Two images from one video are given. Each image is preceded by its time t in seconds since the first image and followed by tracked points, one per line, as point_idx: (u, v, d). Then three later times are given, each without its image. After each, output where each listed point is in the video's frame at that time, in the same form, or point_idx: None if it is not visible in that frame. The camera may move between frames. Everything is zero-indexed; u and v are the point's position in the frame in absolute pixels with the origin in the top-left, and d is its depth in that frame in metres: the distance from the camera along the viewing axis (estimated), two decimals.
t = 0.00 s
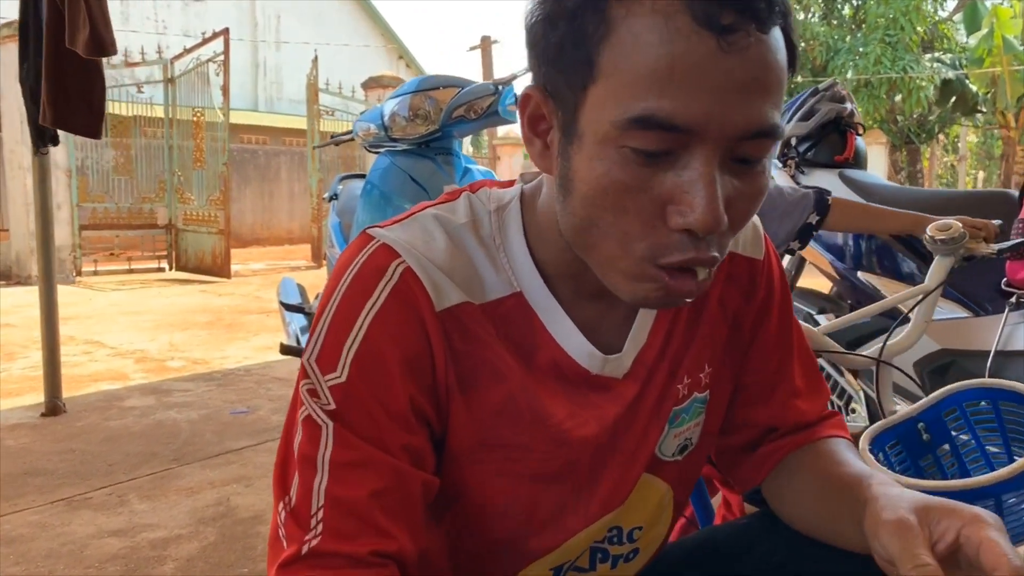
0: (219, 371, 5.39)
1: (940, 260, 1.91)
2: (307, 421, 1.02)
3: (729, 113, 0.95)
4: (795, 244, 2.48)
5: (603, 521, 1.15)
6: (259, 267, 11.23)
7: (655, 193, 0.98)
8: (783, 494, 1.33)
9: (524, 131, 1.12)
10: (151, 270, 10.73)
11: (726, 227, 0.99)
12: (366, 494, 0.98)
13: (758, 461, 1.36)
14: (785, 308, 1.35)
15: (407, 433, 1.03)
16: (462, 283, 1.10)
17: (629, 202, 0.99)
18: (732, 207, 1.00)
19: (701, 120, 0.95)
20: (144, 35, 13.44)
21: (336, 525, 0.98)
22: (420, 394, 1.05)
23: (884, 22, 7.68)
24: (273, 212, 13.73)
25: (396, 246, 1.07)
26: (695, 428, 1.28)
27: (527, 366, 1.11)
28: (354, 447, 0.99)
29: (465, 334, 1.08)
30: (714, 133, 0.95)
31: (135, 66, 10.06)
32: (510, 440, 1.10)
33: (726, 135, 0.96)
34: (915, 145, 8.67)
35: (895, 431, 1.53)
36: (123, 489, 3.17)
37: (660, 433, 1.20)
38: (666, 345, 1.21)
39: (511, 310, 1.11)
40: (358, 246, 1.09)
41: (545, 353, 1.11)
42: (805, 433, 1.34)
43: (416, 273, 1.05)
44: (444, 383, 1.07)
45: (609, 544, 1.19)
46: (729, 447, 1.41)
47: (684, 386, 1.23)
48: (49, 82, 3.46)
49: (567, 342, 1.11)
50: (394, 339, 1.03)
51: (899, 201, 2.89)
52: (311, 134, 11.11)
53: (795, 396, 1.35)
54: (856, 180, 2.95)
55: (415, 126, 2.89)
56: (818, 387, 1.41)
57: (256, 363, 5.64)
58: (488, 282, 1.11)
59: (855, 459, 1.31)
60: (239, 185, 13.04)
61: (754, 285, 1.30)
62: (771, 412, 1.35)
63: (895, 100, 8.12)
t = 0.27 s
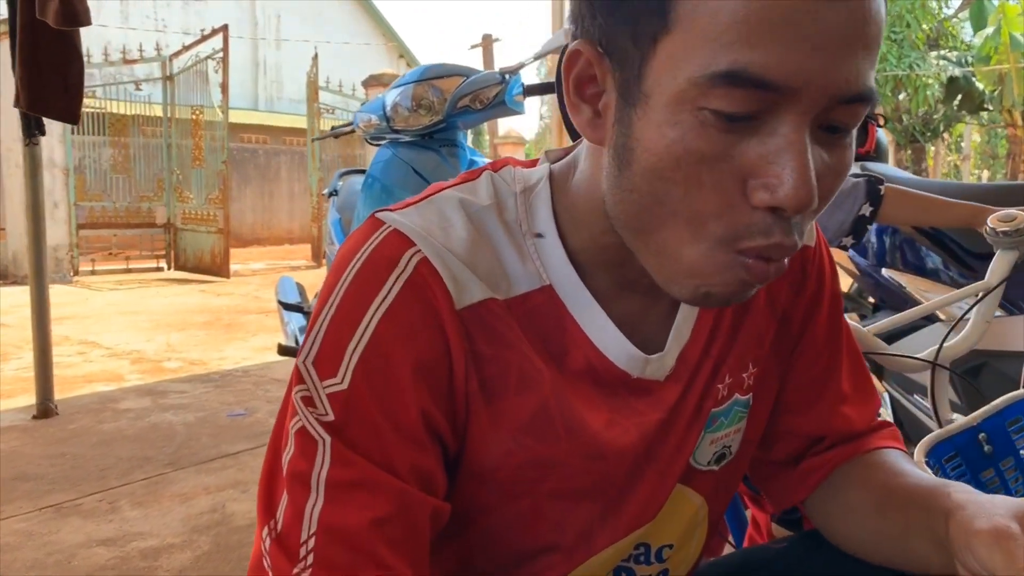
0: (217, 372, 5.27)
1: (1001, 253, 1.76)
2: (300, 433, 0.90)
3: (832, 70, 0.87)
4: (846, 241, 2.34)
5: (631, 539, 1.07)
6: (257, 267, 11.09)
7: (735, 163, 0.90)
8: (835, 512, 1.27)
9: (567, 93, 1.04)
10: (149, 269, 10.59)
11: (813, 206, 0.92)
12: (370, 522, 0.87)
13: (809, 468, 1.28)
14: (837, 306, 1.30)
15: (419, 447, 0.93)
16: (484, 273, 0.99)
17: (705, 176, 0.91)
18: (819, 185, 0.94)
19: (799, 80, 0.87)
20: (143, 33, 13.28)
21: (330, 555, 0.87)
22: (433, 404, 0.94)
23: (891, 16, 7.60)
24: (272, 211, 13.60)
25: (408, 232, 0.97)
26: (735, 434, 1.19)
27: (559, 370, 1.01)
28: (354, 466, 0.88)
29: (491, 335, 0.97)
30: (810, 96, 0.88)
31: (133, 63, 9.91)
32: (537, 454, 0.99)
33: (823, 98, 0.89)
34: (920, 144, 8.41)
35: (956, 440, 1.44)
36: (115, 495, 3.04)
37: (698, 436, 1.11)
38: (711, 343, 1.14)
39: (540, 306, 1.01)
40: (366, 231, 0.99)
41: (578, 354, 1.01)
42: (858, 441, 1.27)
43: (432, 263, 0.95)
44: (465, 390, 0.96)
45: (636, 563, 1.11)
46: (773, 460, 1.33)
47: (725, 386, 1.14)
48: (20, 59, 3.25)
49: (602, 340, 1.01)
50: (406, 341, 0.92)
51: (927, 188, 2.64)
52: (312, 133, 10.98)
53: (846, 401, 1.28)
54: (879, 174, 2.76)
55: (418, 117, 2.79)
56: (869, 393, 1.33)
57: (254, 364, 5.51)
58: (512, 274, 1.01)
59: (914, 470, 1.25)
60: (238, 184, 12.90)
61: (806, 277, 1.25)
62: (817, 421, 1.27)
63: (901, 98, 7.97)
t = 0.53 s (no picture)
0: (217, 374, 5.23)
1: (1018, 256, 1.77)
2: (290, 448, 0.87)
3: (852, 44, 0.83)
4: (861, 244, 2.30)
5: (640, 557, 1.05)
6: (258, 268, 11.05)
7: (751, 148, 0.86)
8: (857, 530, 1.22)
9: (574, 86, 1.01)
10: (151, 270, 10.55)
11: (840, 193, 0.87)
12: (361, 546, 0.83)
13: (826, 484, 1.24)
14: (859, 312, 1.26)
15: (417, 464, 0.89)
16: (488, 279, 0.95)
17: (718, 164, 0.87)
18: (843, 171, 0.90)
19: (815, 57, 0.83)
20: (144, 34, 13.26)
21: None
22: (433, 419, 0.90)
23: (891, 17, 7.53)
24: (273, 212, 13.57)
25: (408, 236, 0.93)
26: (751, 447, 1.16)
27: (569, 381, 0.97)
28: (347, 485, 0.84)
29: (497, 346, 0.93)
30: (829, 70, 0.84)
31: (134, 64, 9.88)
32: (544, 472, 0.95)
33: (844, 74, 0.85)
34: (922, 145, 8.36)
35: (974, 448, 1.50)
36: (111, 500, 3.00)
37: (715, 446, 1.09)
38: (730, 352, 1.10)
39: (549, 313, 0.97)
40: (364, 235, 0.95)
41: (589, 363, 0.97)
42: (878, 454, 1.23)
43: (433, 269, 0.91)
44: (468, 403, 0.92)
45: None
46: (791, 471, 1.30)
47: (744, 396, 1.11)
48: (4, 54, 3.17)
49: (615, 348, 0.96)
50: (405, 352, 0.88)
51: (937, 189, 2.57)
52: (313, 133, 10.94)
53: (866, 412, 1.25)
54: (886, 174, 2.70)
55: (418, 117, 2.75)
56: (891, 404, 1.29)
57: (254, 366, 5.47)
58: (520, 280, 0.97)
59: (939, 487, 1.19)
60: (239, 185, 12.88)
61: (830, 286, 1.22)
62: (837, 433, 1.24)
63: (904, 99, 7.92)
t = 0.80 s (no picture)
0: (216, 376, 5.22)
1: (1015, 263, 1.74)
2: (288, 462, 0.87)
3: (835, 51, 0.83)
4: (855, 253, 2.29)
5: (644, 567, 1.05)
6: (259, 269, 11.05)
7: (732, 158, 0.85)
8: (856, 551, 1.21)
9: (567, 95, 1.01)
10: (151, 271, 10.55)
11: (825, 204, 0.86)
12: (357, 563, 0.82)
13: (834, 498, 1.23)
14: (869, 320, 1.26)
15: (415, 479, 0.88)
16: (487, 292, 0.95)
17: (702, 172, 0.86)
18: (831, 179, 0.88)
19: (795, 62, 0.83)
20: (144, 35, 13.26)
21: None
22: (431, 432, 0.89)
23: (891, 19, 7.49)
24: (274, 212, 13.56)
25: (406, 247, 0.92)
26: (757, 458, 1.15)
27: (570, 393, 0.96)
28: (344, 500, 0.84)
29: (497, 358, 0.92)
30: (813, 76, 0.84)
31: (135, 64, 9.87)
32: (545, 485, 0.94)
33: (828, 80, 0.84)
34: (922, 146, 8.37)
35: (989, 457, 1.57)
36: (111, 504, 2.99)
37: (719, 455, 1.08)
38: (735, 362, 1.10)
39: (550, 324, 0.97)
40: (362, 246, 0.94)
41: (592, 374, 0.96)
42: (886, 470, 1.22)
43: (431, 281, 0.90)
44: (468, 417, 0.92)
45: None
46: (797, 481, 1.29)
47: (750, 406, 1.10)
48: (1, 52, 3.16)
49: (618, 360, 0.96)
50: (403, 366, 0.87)
51: (938, 193, 2.55)
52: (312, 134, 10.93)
53: (871, 425, 1.24)
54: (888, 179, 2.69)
55: (419, 120, 2.74)
56: (899, 415, 1.28)
57: (254, 368, 5.47)
58: (521, 292, 0.97)
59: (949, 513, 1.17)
60: (239, 185, 12.87)
61: (837, 294, 1.21)
62: (844, 444, 1.23)
63: (903, 99, 7.91)
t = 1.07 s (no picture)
0: (213, 377, 5.20)
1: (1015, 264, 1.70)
2: (267, 465, 0.85)
3: (834, 49, 0.80)
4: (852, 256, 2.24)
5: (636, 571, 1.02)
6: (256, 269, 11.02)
7: (733, 156, 0.83)
8: (855, 557, 1.19)
9: (553, 87, 0.99)
10: (149, 272, 10.51)
11: (826, 202, 0.84)
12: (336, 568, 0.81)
13: (831, 501, 1.20)
14: (866, 320, 1.23)
15: (395, 483, 0.86)
16: (473, 290, 0.92)
17: (699, 170, 0.84)
18: (830, 176, 0.87)
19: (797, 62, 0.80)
20: (141, 34, 13.21)
21: None
22: (413, 435, 0.87)
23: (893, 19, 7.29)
24: (272, 213, 13.52)
25: (388, 244, 0.90)
26: (750, 458, 1.13)
27: (559, 393, 0.93)
28: (322, 505, 0.82)
29: (482, 358, 0.90)
30: (813, 75, 0.81)
31: (132, 64, 9.82)
32: (533, 488, 0.92)
33: (828, 79, 0.82)
34: (922, 146, 8.35)
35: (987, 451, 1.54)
36: (104, 507, 2.97)
37: (711, 456, 1.05)
38: (728, 362, 1.07)
39: (538, 321, 0.94)
40: (343, 243, 0.92)
41: (582, 374, 0.93)
42: (883, 473, 1.19)
43: (413, 279, 0.88)
44: (452, 418, 0.89)
45: None
46: (791, 484, 1.26)
47: (741, 406, 1.08)
48: None
49: (609, 360, 0.93)
50: (383, 367, 0.85)
51: (940, 193, 2.53)
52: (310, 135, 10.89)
53: (868, 426, 1.21)
54: (889, 179, 2.67)
55: (416, 118, 2.72)
56: (896, 417, 1.26)
57: (252, 369, 5.44)
58: (508, 290, 0.94)
59: (948, 516, 1.15)
60: (238, 186, 12.84)
61: (833, 292, 1.19)
62: (842, 447, 1.21)
63: (903, 99, 7.87)
